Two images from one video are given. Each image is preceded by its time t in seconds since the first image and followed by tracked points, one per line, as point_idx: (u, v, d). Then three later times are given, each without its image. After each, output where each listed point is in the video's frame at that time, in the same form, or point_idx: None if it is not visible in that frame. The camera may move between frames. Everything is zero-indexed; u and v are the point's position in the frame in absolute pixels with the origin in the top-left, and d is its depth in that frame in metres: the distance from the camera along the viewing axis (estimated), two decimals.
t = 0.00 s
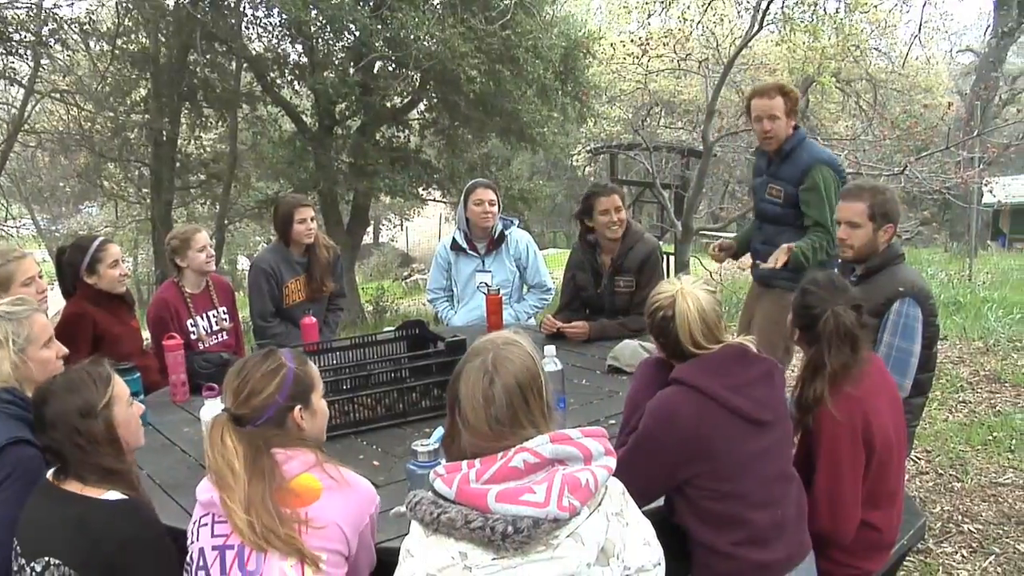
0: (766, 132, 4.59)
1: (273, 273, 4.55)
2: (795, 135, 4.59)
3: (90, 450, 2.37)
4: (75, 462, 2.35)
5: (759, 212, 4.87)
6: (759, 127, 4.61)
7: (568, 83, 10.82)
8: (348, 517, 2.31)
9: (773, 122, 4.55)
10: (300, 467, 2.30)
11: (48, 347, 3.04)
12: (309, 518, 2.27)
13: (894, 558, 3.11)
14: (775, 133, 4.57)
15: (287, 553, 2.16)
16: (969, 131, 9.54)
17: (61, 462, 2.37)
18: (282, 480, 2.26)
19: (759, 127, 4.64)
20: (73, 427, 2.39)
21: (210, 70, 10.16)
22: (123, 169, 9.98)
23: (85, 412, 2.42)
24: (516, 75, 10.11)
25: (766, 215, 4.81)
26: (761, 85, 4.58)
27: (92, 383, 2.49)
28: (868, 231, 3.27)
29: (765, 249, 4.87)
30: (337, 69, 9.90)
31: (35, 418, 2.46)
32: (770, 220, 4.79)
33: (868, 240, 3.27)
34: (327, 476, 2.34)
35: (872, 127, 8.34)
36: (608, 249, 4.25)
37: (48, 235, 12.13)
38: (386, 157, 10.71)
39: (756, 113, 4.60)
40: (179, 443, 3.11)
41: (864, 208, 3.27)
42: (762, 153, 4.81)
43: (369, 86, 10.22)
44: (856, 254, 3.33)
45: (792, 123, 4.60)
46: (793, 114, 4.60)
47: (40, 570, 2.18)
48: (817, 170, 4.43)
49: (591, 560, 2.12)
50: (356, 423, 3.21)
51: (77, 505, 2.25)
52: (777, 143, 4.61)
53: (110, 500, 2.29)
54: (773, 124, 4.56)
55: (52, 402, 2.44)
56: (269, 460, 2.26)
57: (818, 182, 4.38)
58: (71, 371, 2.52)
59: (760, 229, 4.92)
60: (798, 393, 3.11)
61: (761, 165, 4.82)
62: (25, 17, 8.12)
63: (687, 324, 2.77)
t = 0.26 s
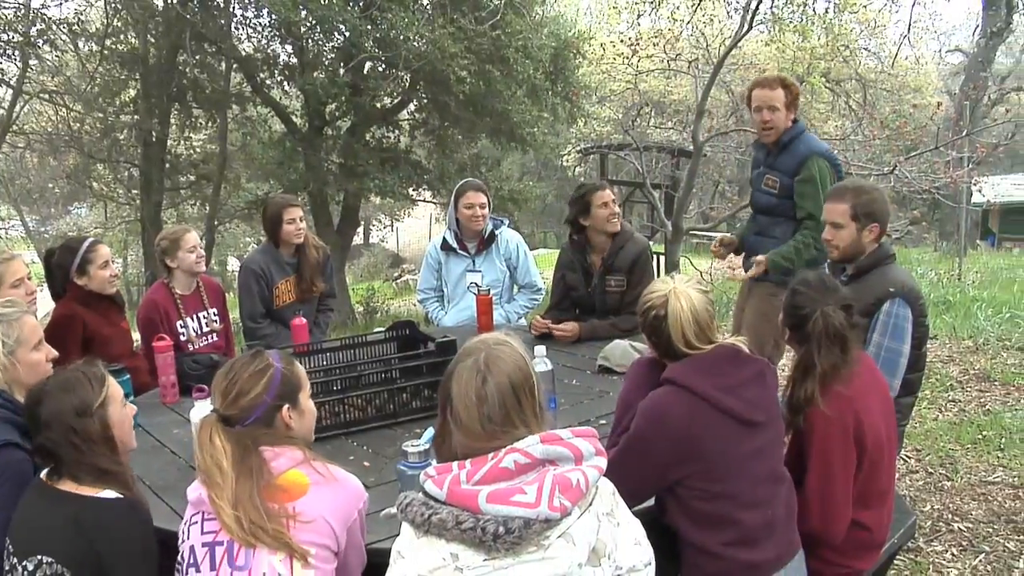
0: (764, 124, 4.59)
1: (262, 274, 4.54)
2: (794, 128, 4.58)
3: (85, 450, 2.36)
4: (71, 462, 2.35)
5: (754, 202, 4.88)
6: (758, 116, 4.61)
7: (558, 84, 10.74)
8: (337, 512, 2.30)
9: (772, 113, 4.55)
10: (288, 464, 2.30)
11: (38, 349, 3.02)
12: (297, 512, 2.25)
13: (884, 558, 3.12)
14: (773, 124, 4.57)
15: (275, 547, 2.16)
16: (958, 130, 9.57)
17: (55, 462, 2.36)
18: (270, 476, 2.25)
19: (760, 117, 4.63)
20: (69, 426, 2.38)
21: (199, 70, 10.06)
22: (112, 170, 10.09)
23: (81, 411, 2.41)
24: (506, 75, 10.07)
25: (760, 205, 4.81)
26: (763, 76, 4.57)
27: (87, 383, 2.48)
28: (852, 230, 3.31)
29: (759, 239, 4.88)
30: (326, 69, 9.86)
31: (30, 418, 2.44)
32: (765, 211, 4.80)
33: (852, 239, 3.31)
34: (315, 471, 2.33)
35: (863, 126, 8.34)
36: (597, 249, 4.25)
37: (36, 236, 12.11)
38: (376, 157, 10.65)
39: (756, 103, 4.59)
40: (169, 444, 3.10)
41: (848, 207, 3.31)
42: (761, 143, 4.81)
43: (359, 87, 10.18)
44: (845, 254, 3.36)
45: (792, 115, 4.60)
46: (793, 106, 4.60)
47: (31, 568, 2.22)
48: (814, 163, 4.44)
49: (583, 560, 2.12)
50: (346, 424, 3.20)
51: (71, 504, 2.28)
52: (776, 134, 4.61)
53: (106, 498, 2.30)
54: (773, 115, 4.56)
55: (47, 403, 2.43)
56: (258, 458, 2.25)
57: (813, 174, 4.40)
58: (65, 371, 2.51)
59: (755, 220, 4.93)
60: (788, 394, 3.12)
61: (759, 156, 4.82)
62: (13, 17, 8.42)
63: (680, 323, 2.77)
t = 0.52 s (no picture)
0: (764, 109, 4.57)
1: (247, 274, 4.46)
2: (795, 112, 4.59)
3: (73, 451, 2.32)
4: (57, 464, 2.30)
5: (757, 192, 4.84)
6: (756, 103, 4.60)
7: (550, 80, 10.78)
8: (320, 518, 2.22)
9: (772, 99, 4.54)
10: (270, 468, 2.22)
11: (16, 353, 2.94)
12: (280, 518, 2.18)
13: (884, 562, 3.04)
14: (775, 109, 4.56)
15: (258, 554, 2.08)
16: (960, 125, 9.48)
17: (41, 465, 2.32)
18: (252, 483, 2.18)
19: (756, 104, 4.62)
20: (58, 426, 2.34)
21: (182, 66, 9.88)
22: (90, 168, 10.19)
23: (71, 412, 2.37)
24: (496, 70, 10.00)
25: (763, 193, 4.78)
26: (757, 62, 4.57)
27: (79, 384, 2.43)
28: (844, 227, 3.28)
29: (763, 229, 4.84)
30: (313, 65, 9.75)
31: (17, 418, 2.39)
32: (768, 198, 4.76)
33: (843, 235, 3.29)
34: (298, 476, 2.26)
35: (860, 122, 8.23)
36: (590, 248, 4.19)
37: (16, 235, 11.98)
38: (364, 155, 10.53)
39: (753, 89, 4.58)
40: (152, 449, 3.02)
41: (841, 204, 3.29)
42: (760, 132, 4.79)
43: (346, 83, 10.03)
44: (836, 251, 3.34)
45: (791, 100, 4.60)
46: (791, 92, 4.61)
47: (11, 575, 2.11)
48: (820, 145, 4.44)
49: (577, 564, 2.05)
50: (333, 428, 3.13)
51: (58, 506, 2.21)
52: (776, 120, 4.60)
53: (94, 501, 2.26)
54: (770, 100, 4.55)
55: (38, 402, 2.38)
56: (239, 462, 2.19)
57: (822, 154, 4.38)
58: (58, 371, 2.46)
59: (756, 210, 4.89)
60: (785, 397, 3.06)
61: (757, 144, 4.80)
62: None
63: (676, 323, 2.72)
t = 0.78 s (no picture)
0: (759, 100, 4.51)
1: (228, 275, 4.37)
2: (792, 102, 4.52)
3: (52, 454, 2.24)
4: (33, 468, 2.22)
5: (754, 187, 4.75)
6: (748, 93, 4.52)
7: (540, 75, 10.66)
8: (304, 531, 2.14)
9: (767, 89, 4.47)
10: (249, 479, 2.15)
11: None
12: (259, 532, 2.10)
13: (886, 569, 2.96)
14: (771, 100, 4.49)
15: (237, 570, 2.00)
16: (964, 118, 9.33)
17: (18, 470, 2.23)
18: (230, 494, 2.10)
19: (747, 94, 4.56)
20: (36, 431, 2.24)
21: (160, 59, 9.75)
22: (64, 165, 10.18)
23: (51, 415, 2.27)
24: (484, 64, 9.77)
25: (760, 187, 4.70)
26: (749, 53, 4.51)
27: (61, 388, 2.33)
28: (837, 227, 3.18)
29: (761, 225, 4.75)
30: (294, 59, 9.31)
31: None
32: (765, 192, 4.68)
33: (837, 235, 3.19)
34: (278, 486, 2.17)
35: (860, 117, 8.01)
36: (581, 248, 4.11)
37: None
38: (348, 153, 10.27)
39: (745, 80, 4.51)
40: (128, 456, 2.93)
41: (833, 202, 3.19)
42: (755, 126, 4.72)
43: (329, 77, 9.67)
44: (831, 252, 3.26)
45: (787, 92, 4.53)
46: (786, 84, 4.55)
47: None
48: (819, 134, 4.39)
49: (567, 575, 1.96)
50: (318, 433, 3.04)
51: (33, 513, 2.12)
52: (772, 111, 4.54)
53: (70, 507, 2.16)
54: (761, 91, 4.47)
55: (18, 404, 2.27)
56: (216, 474, 2.11)
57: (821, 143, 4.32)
58: (40, 374, 2.36)
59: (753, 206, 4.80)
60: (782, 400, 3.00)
61: (752, 138, 4.74)
62: None
63: (672, 323, 2.64)
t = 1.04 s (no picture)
0: (743, 103, 4.42)
1: (206, 282, 4.27)
2: (777, 106, 4.41)
3: (21, 468, 2.12)
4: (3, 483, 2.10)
5: (732, 192, 4.66)
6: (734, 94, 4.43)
7: (528, 76, 10.47)
8: (274, 557, 2.05)
9: (752, 92, 4.38)
10: (217, 503, 2.06)
11: None
12: (227, 561, 2.00)
13: None
14: (756, 103, 4.40)
15: None
16: (962, 118, 9.20)
17: None
18: (196, 520, 2.00)
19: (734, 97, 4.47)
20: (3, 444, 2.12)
21: (134, 58, 9.46)
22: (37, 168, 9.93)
23: (20, 428, 2.14)
24: (470, 64, 9.61)
25: (741, 194, 4.60)
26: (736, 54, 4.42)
27: (32, 400, 2.20)
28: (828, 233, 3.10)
29: (739, 232, 4.66)
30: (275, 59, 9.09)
31: None
32: (746, 199, 4.58)
33: (828, 241, 3.11)
34: (246, 508, 2.08)
35: (856, 118, 7.96)
36: (570, 253, 4.04)
37: None
38: (331, 159, 9.91)
39: (732, 82, 4.42)
40: (102, 470, 2.83)
41: (824, 207, 3.11)
42: (740, 130, 4.63)
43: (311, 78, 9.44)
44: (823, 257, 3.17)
45: (774, 95, 4.42)
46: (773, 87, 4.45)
47: None
48: (801, 141, 4.30)
49: None
50: (299, 445, 2.95)
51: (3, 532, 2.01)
52: (755, 115, 4.44)
53: (41, 526, 2.07)
54: (747, 93, 4.38)
55: None
56: (185, 499, 2.03)
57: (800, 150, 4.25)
58: (9, 386, 2.23)
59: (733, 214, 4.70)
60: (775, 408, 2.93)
61: (736, 143, 4.64)
62: None
63: (664, 332, 2.55)
